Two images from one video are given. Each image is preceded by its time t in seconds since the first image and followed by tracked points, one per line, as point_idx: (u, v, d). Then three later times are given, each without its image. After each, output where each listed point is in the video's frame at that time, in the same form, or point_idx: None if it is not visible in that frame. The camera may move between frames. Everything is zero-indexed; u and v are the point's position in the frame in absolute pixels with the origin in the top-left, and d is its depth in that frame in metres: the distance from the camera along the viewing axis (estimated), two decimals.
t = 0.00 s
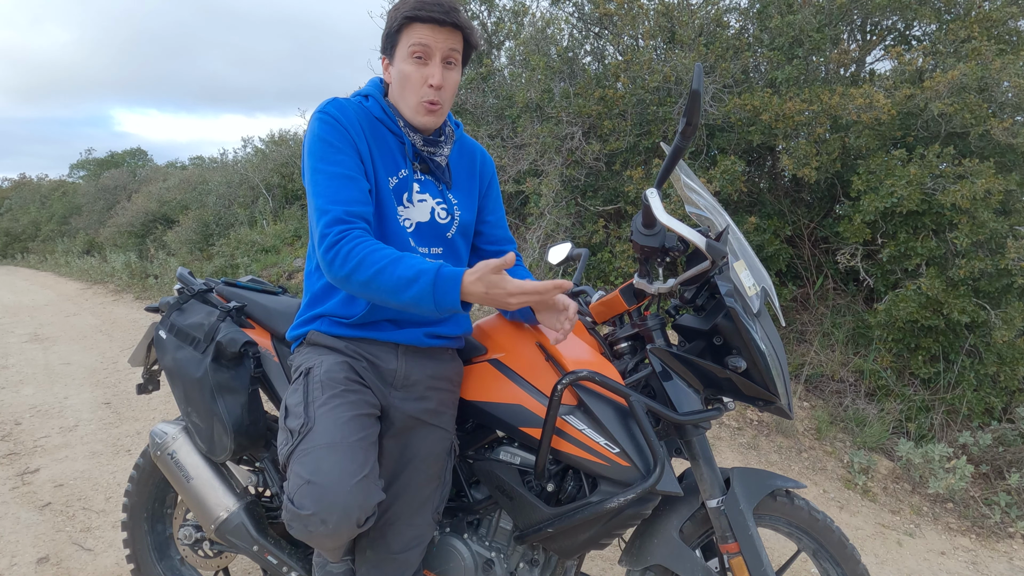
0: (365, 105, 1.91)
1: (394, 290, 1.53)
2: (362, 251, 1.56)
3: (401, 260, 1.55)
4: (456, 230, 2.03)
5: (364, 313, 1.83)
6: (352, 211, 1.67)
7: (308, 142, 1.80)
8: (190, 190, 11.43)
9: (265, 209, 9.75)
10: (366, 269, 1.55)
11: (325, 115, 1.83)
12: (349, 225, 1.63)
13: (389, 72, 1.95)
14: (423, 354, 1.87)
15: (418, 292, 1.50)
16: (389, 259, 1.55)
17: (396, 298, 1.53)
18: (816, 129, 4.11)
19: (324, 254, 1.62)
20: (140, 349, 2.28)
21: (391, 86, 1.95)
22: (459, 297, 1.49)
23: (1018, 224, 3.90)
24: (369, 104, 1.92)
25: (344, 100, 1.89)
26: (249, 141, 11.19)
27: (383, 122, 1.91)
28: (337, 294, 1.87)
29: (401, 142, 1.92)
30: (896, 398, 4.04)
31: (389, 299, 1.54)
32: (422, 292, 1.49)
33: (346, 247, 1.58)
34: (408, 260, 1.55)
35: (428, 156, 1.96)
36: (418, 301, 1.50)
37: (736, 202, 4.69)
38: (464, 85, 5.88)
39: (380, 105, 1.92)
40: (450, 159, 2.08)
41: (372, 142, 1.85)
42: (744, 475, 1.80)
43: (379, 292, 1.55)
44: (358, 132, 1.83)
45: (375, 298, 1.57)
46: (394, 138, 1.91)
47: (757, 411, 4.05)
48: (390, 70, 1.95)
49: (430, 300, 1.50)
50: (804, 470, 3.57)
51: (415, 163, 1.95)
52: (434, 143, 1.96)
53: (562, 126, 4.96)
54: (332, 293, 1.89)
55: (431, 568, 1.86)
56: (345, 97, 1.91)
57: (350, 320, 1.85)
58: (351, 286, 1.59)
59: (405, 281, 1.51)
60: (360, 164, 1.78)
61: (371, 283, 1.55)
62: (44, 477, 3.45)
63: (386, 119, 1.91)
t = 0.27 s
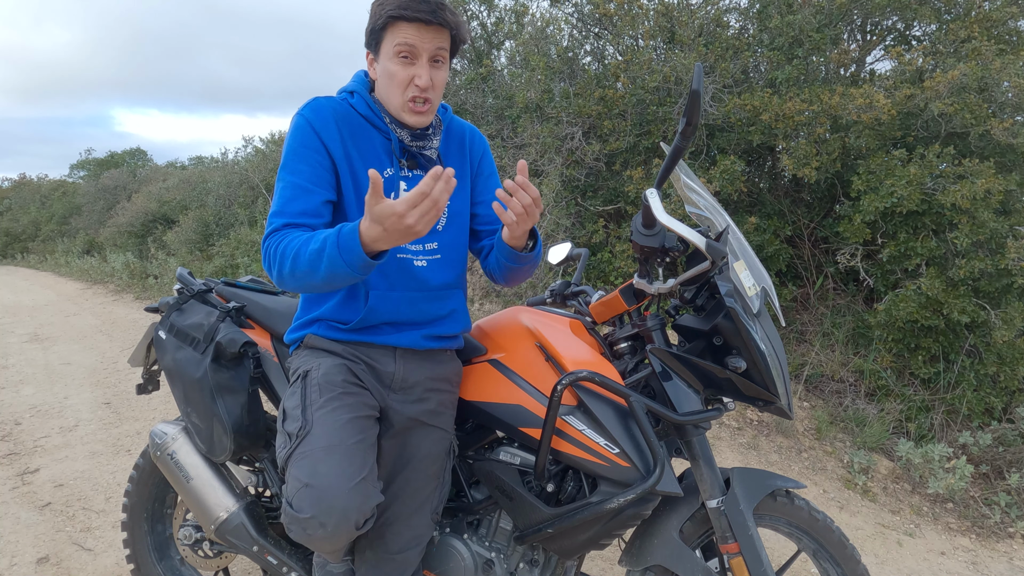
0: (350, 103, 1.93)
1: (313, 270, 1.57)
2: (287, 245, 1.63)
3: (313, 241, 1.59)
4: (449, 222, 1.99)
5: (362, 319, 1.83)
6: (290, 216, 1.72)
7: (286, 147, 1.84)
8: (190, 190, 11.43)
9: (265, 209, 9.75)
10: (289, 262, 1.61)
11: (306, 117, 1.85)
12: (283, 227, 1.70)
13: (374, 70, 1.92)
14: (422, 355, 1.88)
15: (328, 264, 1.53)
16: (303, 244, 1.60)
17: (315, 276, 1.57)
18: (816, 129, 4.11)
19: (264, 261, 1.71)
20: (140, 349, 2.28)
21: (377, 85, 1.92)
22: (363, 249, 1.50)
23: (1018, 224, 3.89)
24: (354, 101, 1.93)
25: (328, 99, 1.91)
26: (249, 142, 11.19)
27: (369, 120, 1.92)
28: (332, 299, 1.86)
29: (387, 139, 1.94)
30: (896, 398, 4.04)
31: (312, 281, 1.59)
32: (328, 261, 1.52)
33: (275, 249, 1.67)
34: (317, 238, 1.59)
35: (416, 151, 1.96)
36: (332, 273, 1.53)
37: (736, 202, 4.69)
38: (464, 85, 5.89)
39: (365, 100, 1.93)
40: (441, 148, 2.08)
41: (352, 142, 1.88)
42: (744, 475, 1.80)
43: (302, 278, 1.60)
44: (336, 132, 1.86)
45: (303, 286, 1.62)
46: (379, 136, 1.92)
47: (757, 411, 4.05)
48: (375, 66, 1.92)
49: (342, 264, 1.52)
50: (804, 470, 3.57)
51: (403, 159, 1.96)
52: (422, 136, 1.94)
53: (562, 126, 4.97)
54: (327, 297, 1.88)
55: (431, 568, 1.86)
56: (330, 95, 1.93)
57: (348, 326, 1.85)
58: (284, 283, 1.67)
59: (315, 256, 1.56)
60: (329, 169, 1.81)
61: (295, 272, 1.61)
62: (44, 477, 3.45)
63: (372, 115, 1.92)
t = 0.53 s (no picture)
0: (330, 112, 1.92)
1: (292, 312, 1.71)
2: (264, 278, 1.73)
3: (295, 284, 1.71)
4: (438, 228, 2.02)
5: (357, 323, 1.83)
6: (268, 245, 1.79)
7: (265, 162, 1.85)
8: (190, 190, 11.43)
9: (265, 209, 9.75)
10: (265, 295, 1.72)
11: (285, 132, 1.86)
12: (261, 253, 1.78)
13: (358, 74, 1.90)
14: (420, 357, 1.88)
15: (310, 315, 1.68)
16: (284, 283, 1.71)
17: (294, 318, 1.71)
18: (816, 129, 4.11)
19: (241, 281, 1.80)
20: (140, 349, 2.28)
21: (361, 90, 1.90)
22: (346, 312, 1.67)
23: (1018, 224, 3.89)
24: (334, 109, 1.93)
25: (307, 110, 1.91)
26: (249, 141, 11.19)
27: (351, 130, 1.92)
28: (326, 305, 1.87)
29: (371, 147, 1.94)
30: (896, 398, 4.04)
31: (290, 319, 1.73)
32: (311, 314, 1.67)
33: (251, 275, 1.75)
34: (300, 282, 1.71)
35: (400, 157, 1.95)
36: (313, 321, 1.69)
37: (736, 202, 4.69)
38: (464, 85, 5.89)
39: (345, 109, 1.93)
40: (428, 151, 2.05)
41: (333, 153, 1.88)
42: (744, 475, 1.80)
43: (280, 313, 1.73)
44: (315, 145, 1.87)
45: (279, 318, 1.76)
46: (362, 145, 1.92)
47: (757, 411, 4.05)
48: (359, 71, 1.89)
49: (323, 318, 1.68)
50: (804, 470, 3.57)
51: (388, 166, 1.95)
52: (405, 142, 1.93)
53: (562, 126, 4.97)
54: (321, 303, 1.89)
55: (431, 569, 1.86)
56: (309, 105, 1.93)
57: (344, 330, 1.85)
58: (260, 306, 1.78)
59: (298, 304, 1.69)
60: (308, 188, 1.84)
61: (273, 307, 1.73)
62: (44, 477, 3.45)
63: (354, 124, 1.92)
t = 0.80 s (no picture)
0: (318, 115, 1.92)
1: (303, 320, 1.73)
2: (270, 287, 1.73)
3: (306, 293, 1.73)
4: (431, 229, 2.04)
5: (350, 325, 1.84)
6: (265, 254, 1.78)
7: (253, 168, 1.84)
8: (190, 190, 11.43)
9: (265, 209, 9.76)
10: (273, 305, 1.73)
11: (272, 139, 1.85)
12: (260, 261, 1.78)
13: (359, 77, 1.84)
14: (416, 358, 1.89)
15: (324, 324, 1.71)
16: (293, 293, 1.72)
17: (305, 327, 1.74)
18: (816, 129, 4.11)
19: (240, 291, 1.79)
20: (140, 349, 2.28)
21: (363, 93, 1.85)
22: (365, 320, 1.71)
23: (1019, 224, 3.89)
24: (322, 113, 1.92)
25: (294, 114, 1.90)
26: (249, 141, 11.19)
27: (341, 132, 1.92)
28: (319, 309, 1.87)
29: (362, 147, 1.93)
30: (896, 398, 4.03)
31: (300, 328, 1.75)
32: (326, 322, 1.71)
33: (254, 283, 1.75)
34: (310, 291, 1.74)
35: (393, 157, 1.96)
36: (327, 329, 1.72)
37: (736, 202, 4.69)
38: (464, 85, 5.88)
39: (334, 111, 1.92)
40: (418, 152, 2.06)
41: (323, 155, 1.88)
42: (744, 475, 1.80)
43: (291, 322, 1.75)
44: (304, 148, 1.86)
45: (287, 327, 1.77)
46: (353, 146, 1.92)
47: (757, 411, 4.05)
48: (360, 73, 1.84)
49: (339, 326, 1.71)
50: (804, 470, 3.57)
51: (380, 166, 1.95)
52: (398, 141, 1.93)
53: (562, 126, 4.97)
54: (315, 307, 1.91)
55: (430, 569, 1.86)
56: (296, 109, 1.93)
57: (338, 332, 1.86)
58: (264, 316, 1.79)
59: (311, 313, 1.71)
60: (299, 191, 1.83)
61: (281, 317, 1.75)
62: (44, 477, 3.45)
63: (345, 126, 1.92)
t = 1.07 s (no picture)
0: (314, 111, 1.92)
1: (358, 302, 1.65)
2: (319, 271, 1.65)
3: (360, 271, 1.66)
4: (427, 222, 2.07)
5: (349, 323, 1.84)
6: (299, 242, 1.70)
7: (256, 163, 1.79)
8: (190, 190, 11.43)
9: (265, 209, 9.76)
10: (324, 289, 1.64)
11: (273, 134, 1.81)
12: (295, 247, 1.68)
13: (369, 77, 1.83)
14: (416, 356, 1.89)
15: (384, 299, 1.63)
16: (347, 273, 1.66)
17: (360, 307, 1.65)
18: (816, 129, 4.11)
19: (273, 283, 1.66)
20: (140, 349, 2.28)
21: (373, 94, 1.85)
22: (427, 289, 1.64)
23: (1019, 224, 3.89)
24: (318, 110, 1.92)
25: (289, 110, 1.90)
26: (249, 141, 11.19)
27: (339, 127, 1.92)
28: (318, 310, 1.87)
29: (361, 141, 1.94)
30: (896, 398, 4.04)
31: (354, 311, 1.65)
32: (388, 296, 1.63)
33: (297, 272, 1.64)
34: (364, 270, 1.67)
35: (392, 150, 1.97)
36: (387, 306, 1.64)
37: (736, 202, 4.69)
38: (464, 85, 5.88)
39: (329, 107, 1.93)
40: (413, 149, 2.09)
41: (324, 148, 1.87)
42: (745, 475, 1.80)
43: (343, 306, 1.65)
44: (305, 140, 1.84)
45: (336, 314, 1.67)
46: (351, 139, 1.92)
47: (757, 411, 4.05)
48: (370, 74, 1.82)
49: (400, 300, 1.64)
50: (804, 470, 3.57)
51: (379, 160, 1.96)
52: (396, 135, 1.96)
53: (562, 126, 4.97)
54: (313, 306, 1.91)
55: (431, 568, 1.87)
56: (291, 106, 1.92)
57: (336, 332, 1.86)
58: (306, 309, 1.67)
59: (371, 289, 1.64)
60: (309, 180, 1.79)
61: (332, 302, 1.65)
62: (44, 477, 3.45)
63: (342, 121, 1.92)
